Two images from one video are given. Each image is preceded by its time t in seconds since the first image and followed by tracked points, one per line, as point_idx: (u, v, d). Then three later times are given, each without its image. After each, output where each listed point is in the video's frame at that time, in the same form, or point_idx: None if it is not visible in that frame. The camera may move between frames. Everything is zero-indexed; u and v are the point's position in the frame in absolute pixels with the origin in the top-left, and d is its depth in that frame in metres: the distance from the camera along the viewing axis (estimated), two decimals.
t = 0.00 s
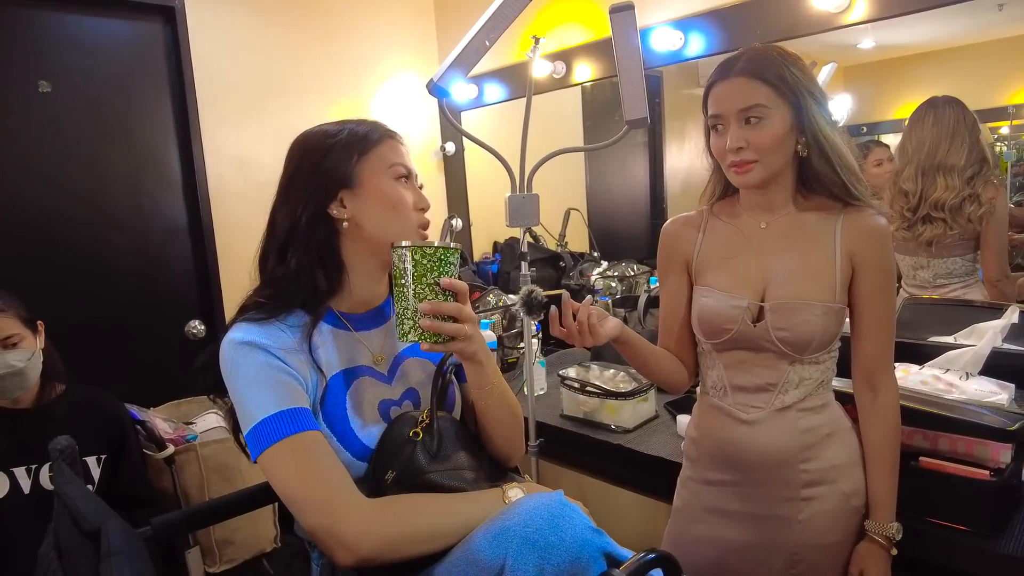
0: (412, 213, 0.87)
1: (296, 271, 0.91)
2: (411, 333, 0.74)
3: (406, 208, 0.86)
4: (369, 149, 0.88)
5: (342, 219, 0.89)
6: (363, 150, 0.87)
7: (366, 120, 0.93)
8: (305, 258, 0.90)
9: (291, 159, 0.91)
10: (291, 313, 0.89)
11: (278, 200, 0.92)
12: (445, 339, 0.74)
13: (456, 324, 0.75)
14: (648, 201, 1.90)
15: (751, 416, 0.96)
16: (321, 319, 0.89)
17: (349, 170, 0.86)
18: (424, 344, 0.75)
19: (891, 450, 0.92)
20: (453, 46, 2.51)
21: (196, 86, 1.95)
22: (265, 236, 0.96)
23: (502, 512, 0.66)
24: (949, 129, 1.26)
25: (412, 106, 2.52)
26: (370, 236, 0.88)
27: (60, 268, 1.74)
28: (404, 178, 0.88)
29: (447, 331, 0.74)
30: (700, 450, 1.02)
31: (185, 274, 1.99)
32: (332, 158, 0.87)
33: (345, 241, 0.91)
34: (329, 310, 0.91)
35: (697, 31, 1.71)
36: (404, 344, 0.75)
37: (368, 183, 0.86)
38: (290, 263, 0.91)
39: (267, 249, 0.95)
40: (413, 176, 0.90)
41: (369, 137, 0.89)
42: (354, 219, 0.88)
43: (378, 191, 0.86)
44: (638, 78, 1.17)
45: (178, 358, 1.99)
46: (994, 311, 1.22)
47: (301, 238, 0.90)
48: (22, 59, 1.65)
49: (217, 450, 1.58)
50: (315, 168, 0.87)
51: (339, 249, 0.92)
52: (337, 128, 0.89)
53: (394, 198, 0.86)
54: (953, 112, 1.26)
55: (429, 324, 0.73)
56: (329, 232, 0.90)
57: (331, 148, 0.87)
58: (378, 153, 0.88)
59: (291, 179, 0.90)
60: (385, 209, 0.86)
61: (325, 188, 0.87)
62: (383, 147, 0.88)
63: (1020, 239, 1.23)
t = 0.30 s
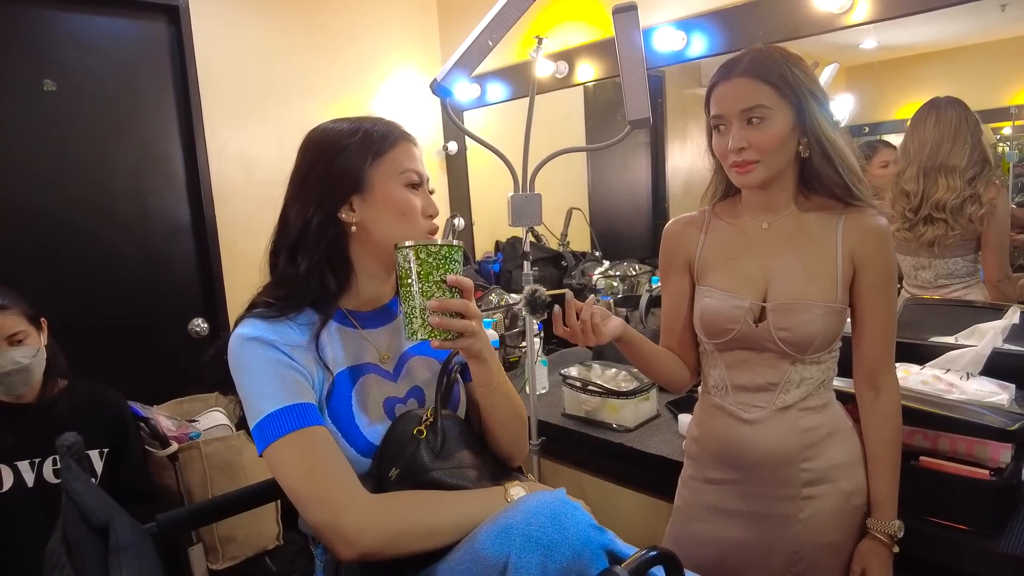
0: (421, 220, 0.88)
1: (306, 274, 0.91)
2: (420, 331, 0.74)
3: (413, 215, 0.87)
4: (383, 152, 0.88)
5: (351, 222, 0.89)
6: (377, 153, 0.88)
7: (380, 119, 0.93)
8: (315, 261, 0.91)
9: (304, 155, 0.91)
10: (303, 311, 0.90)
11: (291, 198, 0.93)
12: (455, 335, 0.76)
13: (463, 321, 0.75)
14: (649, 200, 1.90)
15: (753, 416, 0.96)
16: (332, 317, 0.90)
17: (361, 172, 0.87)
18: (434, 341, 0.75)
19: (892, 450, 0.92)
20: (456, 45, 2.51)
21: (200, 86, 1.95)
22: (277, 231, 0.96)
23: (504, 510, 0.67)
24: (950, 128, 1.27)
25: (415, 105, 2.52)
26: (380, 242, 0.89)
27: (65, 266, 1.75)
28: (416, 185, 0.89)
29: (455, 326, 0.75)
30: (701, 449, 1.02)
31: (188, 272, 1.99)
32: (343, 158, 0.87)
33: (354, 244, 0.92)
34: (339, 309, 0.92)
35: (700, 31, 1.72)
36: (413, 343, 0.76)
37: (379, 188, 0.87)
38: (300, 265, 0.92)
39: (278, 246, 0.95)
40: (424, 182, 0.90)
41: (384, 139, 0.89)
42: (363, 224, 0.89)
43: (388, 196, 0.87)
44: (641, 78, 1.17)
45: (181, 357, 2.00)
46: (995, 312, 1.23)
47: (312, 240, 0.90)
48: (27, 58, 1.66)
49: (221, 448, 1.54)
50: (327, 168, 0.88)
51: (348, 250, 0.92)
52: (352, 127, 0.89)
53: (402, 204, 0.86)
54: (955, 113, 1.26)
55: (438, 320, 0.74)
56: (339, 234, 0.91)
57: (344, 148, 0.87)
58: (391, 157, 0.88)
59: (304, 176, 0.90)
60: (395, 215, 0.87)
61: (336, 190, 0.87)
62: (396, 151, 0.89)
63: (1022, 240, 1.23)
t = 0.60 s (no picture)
0: (411, 224, 0.88)
1: (305, 274, 0.92)
2: (420, 333, 0.75)
3: (405, 220, 0.87)
4: (382, 155, 0.89)
5: (343, 223, 0.91)
6: (376, 154, 0.88)
7: (385, 120, 0.94)
8: (309, 263, 0.92)
9: (307, 153, 0.92)
10: (303, 309, 0.91)
11: (293, 191, 0.93)
12: (455, 338, 0.76)
13: (463, 323, 0.76)
14: (650, 201, 1.91)
15: (749, 415, 0.97)
16: (330, 315, 0.91)
17: (359, 173, 0.88)
18: (433, 342, 0.76)
19: (887, 450, 0.93)
20: (458, 46, 2.52)
21: (202, 85, 1.96)
22: (279, 228, 0.97)
23: (503, 507, 0.68)
24: (950, 130, 1.28)
25: (416, 105, 2.53)
26: (371, 248, 0.90)
27: (68, 265, 1.76)
28: (411, 189, 0.89)
29: (454, 328, 0.75)
30: (698, 449, 1.03)
31: (190, 271, 2.00)
32: (344, 159, 0.88)
33: (348, 244, 0.93)
34: (335, 305, 0.93)
35: (700, 33, 1.72)
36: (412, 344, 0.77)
37: (373, 190, 0.88)
38: (300, 264, 0.93)
39: (280, 244, 0.96)
40: (421, 187, 0.91)
41: (386, 141, 0.90)
42: (354, 225, 0.90)
43: (381, 200, 0.87)
44: (640, 80, 1.18)
45: (183, 355, 2.01)
46: (993, 314, 1.25)
47: (309, 237, 0.91)
48: (31, 57, 1.67)
49: (222, 446, 1.53)
50: (326, 167, 0.89)
51: (342, 247, 0.94)
52: (354, 128, 0.90)
53: (393, 208, 0.87)
54: (954, 115, 1.27)
55: (436, 322, 0.74)
56: (333, 232, 0.92)
57: (345, 149, 0.88)
58: (390, 161, 0.88)
59: (304, 172, 0.91)
60: (384, 218, 0.87)
61: (334, 190, 0.88)
62: (395, 155, 0.89)
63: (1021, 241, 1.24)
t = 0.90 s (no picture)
0: (423, 218, 0.89)
1: (321, 274, 0.92)
2: (435, 332, 0.76)
3: (417, 217, 0.89)
4: (391, 152, 0.89)
5: (359, 221, 0.91)
6: (386, 153, 0.89)
7: (390, 119, 0.94)
8: (326, 262, 0.92)
9: (316, 154, 0.92)
10: (316, 309, 0.92)
11: (305, 194, 0.94)
12: (469, 336, 0.78)
13: (476, 322, 0.78)
14: (656, 200, 1.91)
15: (755, 412, 0.98)
16: (344, 315, 0.92)
17: (371, 171, 0.88)
18: (448, 341, 0.78)
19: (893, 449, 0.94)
20: (464, 45, 2.53)
21: (210, 84, 1.97)
22: (293, 229, 0.97)
23: (514, 504, 0.69)
24: (956, 135, 1.27)
25: (422, 103, 2.54)
26: (381, 245, 0.91)
27: (78, 262, 1.77)
28: (421, 182, 0.90)
29: (469, 327, 0.77)
30: (704, 446, 1.04)
31: (198, 269, 2.01)
32: (355, 160, 0.88)
33: (363, 243, 0.93)
34: (352, 307, 0.94)
35: (707, 33, 1.72)
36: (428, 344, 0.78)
37: (386, 188, 0.88)
38: (315, 264, 0.93)
39: (295, 246, 0.97)
40: (430, 181, 0.92)
41: (392, 139, 0.90)
42: (370, 222, 0.90)
43: (394, 196, 0.88)
44: (649, 80, 1.18)
45: (190, 352, 2.02)
46: (999, 314, 1.27)
47: (327, 238, 0.92)
48: (41, 56, 1.68)
49: (230, 442, 1.55)
50: (338, 167, 0.89)
51: (357, 247, 0.94)
52: (360, 128, 0.90)
53: (408, 203, 0.88)
54: (960, 116, 1.26)
55: (452, 322, 0.76)
56: (349, 232, 0.92)
57: (355, 149, 0.89)
58: (399, 157, 0.89)
59: (316, 175, 0.92)
60: (399, 213, 0.88)
61: (348, 191, 0.89)
62: (404, 152, 0.90)
63: None
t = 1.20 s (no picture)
0: (425, 216, 0.89)
1: (321, 274, 0.93)
2: (439, 329, 0.77)
3: (422, 214, 0.89)
4: (392, 151, 0.89)
5: (360, 220, 0.91)
6: (387, 152, 0.89)
7: (391, 119, 0.94)
8: (330, 263, 0.93)
9: (317, 155, 0.93)
10: (318, 308, 0.92)
11: (306, 195, 0.94)
12: (472, 332, 0.78)
13: (480, 317, 0.78)
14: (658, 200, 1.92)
15: (753, 408, 0.98)
16: (344, 313, 0.92)
17: (372, 170, 0.88)
18: (451, 337, 0.78)
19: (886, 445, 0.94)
20: (467, 44, 2.53)
21: (214, 82, 1.97)
22: (294, 229, 0.97)
23: (522, 502, 0.69)
24: (960, 138, 1.27)
25: (425, 102, 2.54)
26: (388, 243, 0.91)
27: (83, 260, 1.78)
28: (423, 181, 0.90)
29: (472, 323, 0.77)
30: (699, 441, 1.03)
31: (202, 267, 2.02)
32: (356, 160, 0.89)
33: (366, 242, 0.93)
34: (352, 305, 0.94)
35: (711, 32, 1.73)
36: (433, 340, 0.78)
37: (388, 187, 0.88)
38: (317, 263, 0.93)
39: (296, 246, 0.97)
40: (431, 179, 0.91)
41: (393, 138, 0.90)
42: (372, 221, 0.90)
43: (396, 194, 0.88)
44: (654, 79, 1.18)
45: (193, 350, 2.02)
46: (1002, 314, 1.26)
47: (327, 238, 0.92)
48: (46, 54, 1.69)
49: (234, 441, 1.55)
50: (340, 167, 0.89)
51: (360, 247, 0.94)
52: (362, 128, 0.91)
53: (408, 201, 0.88)
54: (959, 119, 1.27)
55: (456, 318, 0.76)
56: (351, 233, 0.93)
57: (355, 149, 0.89)
58: (401, 156, 0.89)
59: (318, 177, 0.92)
60: (401, 212, 0.88)
61: (350, 190, 0.89)
62: (405, 150, 0.90)
63: None
